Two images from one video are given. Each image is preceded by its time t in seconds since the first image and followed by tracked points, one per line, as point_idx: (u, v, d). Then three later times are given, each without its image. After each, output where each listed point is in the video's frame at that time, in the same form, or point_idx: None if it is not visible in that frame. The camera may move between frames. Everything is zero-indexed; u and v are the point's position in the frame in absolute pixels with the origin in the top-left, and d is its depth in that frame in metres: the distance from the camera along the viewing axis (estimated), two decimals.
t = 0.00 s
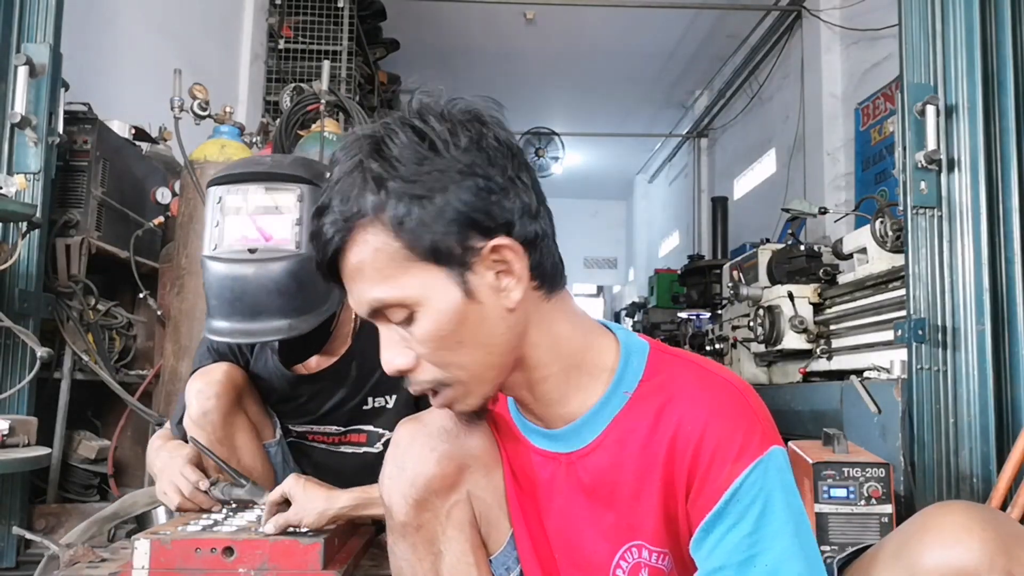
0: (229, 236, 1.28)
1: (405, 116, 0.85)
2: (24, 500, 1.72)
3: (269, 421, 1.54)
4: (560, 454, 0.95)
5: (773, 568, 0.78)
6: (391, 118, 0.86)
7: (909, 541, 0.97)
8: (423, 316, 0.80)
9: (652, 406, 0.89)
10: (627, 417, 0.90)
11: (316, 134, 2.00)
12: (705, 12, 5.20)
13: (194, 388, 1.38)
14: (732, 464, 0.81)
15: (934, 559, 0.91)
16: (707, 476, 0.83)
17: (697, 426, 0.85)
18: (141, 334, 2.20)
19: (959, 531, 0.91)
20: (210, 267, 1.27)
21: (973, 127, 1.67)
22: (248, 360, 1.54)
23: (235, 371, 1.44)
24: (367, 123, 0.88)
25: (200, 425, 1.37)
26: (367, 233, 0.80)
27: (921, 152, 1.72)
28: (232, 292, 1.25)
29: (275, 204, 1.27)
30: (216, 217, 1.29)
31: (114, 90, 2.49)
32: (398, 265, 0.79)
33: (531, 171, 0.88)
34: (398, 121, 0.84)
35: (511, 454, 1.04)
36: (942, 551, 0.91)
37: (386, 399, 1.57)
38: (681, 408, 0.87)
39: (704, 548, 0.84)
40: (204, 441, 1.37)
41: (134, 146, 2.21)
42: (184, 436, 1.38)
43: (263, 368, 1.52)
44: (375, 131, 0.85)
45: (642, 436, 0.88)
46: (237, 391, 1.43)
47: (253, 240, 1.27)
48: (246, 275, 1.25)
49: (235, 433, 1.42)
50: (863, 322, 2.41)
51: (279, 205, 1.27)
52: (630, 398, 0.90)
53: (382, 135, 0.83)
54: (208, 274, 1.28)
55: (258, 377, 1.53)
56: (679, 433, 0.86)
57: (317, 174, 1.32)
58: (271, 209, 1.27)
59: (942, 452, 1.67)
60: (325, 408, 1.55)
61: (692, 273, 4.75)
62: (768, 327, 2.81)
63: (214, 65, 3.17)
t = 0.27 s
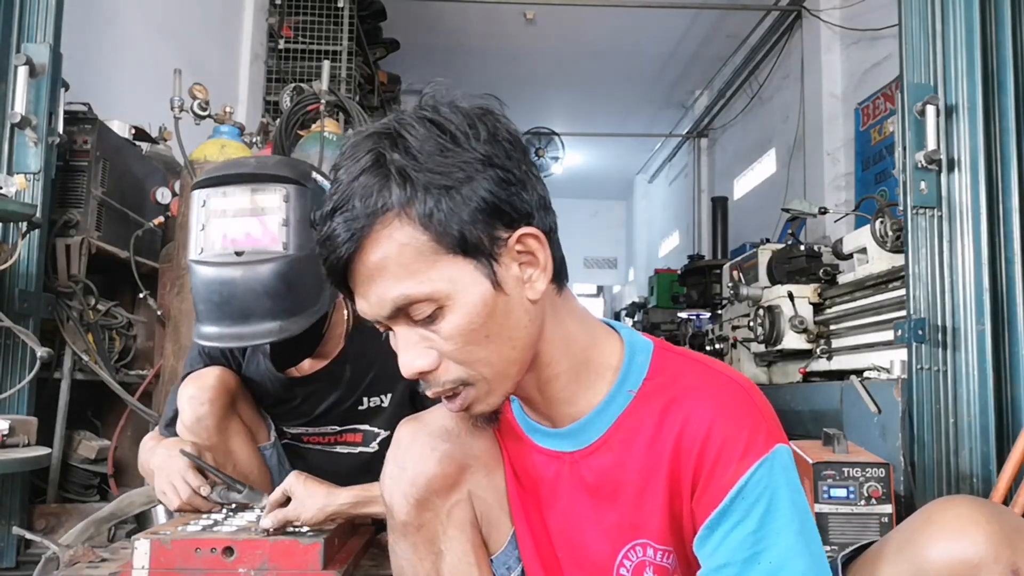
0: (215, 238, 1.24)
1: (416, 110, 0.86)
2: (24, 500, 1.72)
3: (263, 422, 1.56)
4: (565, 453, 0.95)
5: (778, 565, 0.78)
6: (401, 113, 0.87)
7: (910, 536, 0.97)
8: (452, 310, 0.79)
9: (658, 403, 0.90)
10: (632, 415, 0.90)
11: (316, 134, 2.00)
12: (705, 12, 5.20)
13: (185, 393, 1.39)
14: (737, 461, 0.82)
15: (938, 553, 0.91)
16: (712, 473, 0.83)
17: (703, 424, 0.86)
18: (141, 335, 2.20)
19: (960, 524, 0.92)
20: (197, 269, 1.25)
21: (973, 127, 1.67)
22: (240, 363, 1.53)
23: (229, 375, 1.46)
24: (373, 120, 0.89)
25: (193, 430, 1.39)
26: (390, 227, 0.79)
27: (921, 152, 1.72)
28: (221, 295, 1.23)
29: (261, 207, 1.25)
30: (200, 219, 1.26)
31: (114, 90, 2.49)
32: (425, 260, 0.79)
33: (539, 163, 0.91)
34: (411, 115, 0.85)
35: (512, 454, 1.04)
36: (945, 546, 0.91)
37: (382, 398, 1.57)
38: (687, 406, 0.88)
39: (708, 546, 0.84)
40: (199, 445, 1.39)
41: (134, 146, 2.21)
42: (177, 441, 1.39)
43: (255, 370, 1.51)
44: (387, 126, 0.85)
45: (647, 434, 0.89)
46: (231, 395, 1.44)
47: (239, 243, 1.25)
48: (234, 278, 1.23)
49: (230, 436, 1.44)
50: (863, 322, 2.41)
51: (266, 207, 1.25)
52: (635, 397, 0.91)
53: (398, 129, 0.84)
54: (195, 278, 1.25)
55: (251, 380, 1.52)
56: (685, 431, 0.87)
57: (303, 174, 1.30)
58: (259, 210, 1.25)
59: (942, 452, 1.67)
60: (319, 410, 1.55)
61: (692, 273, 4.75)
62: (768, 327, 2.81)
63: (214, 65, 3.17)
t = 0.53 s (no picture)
0: (217, 216, 1.33)
1: (424, 108, 0.86)
2: (24, 500, 1.71)
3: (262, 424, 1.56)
4: (569, 453, 0.95)
5: (781, 564, 0.78)
6: (408, 111, 0.86)
7: (913, 533, 0.97)
8: (461, 310, 0.79)
9: (663, 403, 0.90)
10: (637, 415, 0.91)
11: (317, 134, 2.00)
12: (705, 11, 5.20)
13: (179, 397, 1.41)
14: (741, 460, 0.81)
15: (942, 549, 0.91)
16: (717, 473, 0.83)
17: (708, 423, 0.86)
18: (141, 335, 2.19)
19: (962, 520, 0.92)
20: (199, 246, 1.33)
21: (973, 127, 1.67)
22: (234, 366, 1.55)
23: (224, 377, 1.47)
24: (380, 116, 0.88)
25: (188, 434, 1.40)
26: (400, 227, 0.79)
27: (921, 152, 1.73)
28: (224, 267, 1.31)
29: (262, 185, 1.34)
30: (201, 199, 1.35)
31: (114, 90, 2.49)
32: (435, 259, 0.78)
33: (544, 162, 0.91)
34: (419, 113, 0.85)
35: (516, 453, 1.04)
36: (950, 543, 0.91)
37: (377, 396, 1.57)
38: (691, 405, 0.88)
39: (711, 545, 0.84)
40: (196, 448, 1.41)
41: (134, 146, 2.21)
42: (173, 445, 1.40)
43: (250, 373, 1.54)
44: (395, 123, 0.85)
45: (652, 434, 0.89)
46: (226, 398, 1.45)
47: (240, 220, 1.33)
48: (235, 252, 1.31)
49: (227, 439, 1.45)
50: (863, 322, 2.41)
51: (267, 185, 1.34)
52: (639, 397, 0.91)
53: (405, 127, 0.84)
54: (198, 255, 1.33)
55: (244, 382, 1.55)
56: (690, 430, 0.87)
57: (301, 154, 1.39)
58: (257, 188, 1.34)
59: (942, 452, 1.67)
60: (317, 408, 1.55)
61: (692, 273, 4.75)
62: (767, 327, 2.81)
63: (214, 65, 3.17)
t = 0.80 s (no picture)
0: (218, 202, 1.34)
1: (416, 115, 0.85)
2: (24, 501, 1.71)
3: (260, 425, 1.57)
4: (569, 454, 0.95)
5: (781, 565, 0.78)
6: (401, 117, 0.86)
7: (913, 532, 0.97)
8: (462, 320, 0.79)
9: (663, 403, 0.90)
10: (638, 416, 0.91)
11: (317, 134, 2.00)
12: (705, 11, 5.20)
13: (178, 398, 1.41)
14: (742, 460, 0.81)
15: (942, 548, 0.91)
16: (717, 473, 0.83)
17: (709, 424, 0.86)
18: (141, 335, 2.19)
19: (962, 519, 0.92)
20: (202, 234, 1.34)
21: (973, 127, 1.67)
22: (232, 366, 1.56)
23: (222, 377, 1.47)
24: (372, 124, 0.88)
25: (187, 435, 1.41)
26: (397, 237, 0.79)
27: (921, 152, 1.72)
28: (228, 251, 1.33)
29: (262, 170, 1.36)
30: (201, 187, 1.36)
31: (114, 90, 2.49)
32: (435, 268, 0.79)
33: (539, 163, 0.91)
34: (412, 120, 0.85)
35: (516, 453, 1.04)
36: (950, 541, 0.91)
37: (376, 394, 1.57)
38: (692, 406, 0.88)
39: (711, 545, 0.84)
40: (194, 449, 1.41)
41: (134, 146, 2.21)
42: (172, 447, 1.40)
43: (248, 373, 1.54)
44: (388, 131, 0.85)
45: (653, 435, 0.89)
46: (225, 398, 1.45)
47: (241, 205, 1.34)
48: (235, 236, 1.33)
49: (225, 440, 1.45)
50: (863, 322, 2.41)
51: (267, 171, 1.36)
52: (639, 397, 0.91)
53: (399, 135, 0.84)
54: (201, 242, 1.35)
55: (242, 382, 1.55)
56: (691, 431, 0.87)
57: (299, 143, 1.41)
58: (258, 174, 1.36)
59: (942, 451, 1.67)
60: (317, 407, 1.55)
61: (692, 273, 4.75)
62: (767, 327, 2.81)
63: (214, 65, 3.17)
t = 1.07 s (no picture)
0: (223, 196, 1.36)
1: (417, 115, 0.85)
2: (24, 501, 1.71)
3: (260, 425, 1.56)
4: (569, 455, 0.95)
5: (781, 566, 0.78)
6: (401, 117, 0.86)
7: (913, 534, 0.96)
8: (464, 321, 0.79)
9: (663, 404, 0.90)
10: (637, 417, 0.91)
11: (317, 134, 2.00)
12: (705, 11, 5.20)
13: (178, 398, 1.41)
14: (742, 462, 0.82)
15: (942, 549, 0.91)
16: (717, 474, 0.83)
17: (709, 425, 0.86)
18: (141, 335, 2.19)
19: (963, 519, 0.92)
20: (206, 227, 1.36)
21: (973, 127, 1.67)
22: (233, 365, 1.56)
23: (222, 377, 1.47)
24: (371, 123, 0.88)
25: (187, 435, 1.40)
26: (399, 238, 0.79)
27: (921, 152, 1.72)
28: (233, 244, 1.34)
29: (266, 165, 1.38)
30: (205, 182, 1.38)
31: (114, 90, 2.49)
32: (436, 270, 0.79)
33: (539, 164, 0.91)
34: (412, 120, 0.85)
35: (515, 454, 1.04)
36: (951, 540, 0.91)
37: (377, 391, 1.57)
38: (692, 407, 0.88)
39: (711, 546, 0.84)
40: (193, 450, 1.41)
41: (134, 146, 2.21)
42: (172, 447, 1.40)
43: (249, 372, 1.54)
44: (388, 131, 0.84)
45: (653, 436, 0.90)
46: (226, 398, 1.45)
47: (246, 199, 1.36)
48: (240, 229, 1.34)
49: (226, 440, 1.45)
50: (863, 322, 2.41)
51: (271, 166, 1.38)
52: (639, 398, 0.91)
53: (400, 135, 0.83)
54: (205, 236, 1.36)
55: (243, 381, 1.55)
56: (691, 433, 0.87)
57: (302, 139, 1.44)
58: (263, 168, 1.38)
59: (942, 451, 1.67)
60: (317, 406, 1.55)
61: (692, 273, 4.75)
62: (767, 327, 2.81)
63: (214, 65, 3.17)
